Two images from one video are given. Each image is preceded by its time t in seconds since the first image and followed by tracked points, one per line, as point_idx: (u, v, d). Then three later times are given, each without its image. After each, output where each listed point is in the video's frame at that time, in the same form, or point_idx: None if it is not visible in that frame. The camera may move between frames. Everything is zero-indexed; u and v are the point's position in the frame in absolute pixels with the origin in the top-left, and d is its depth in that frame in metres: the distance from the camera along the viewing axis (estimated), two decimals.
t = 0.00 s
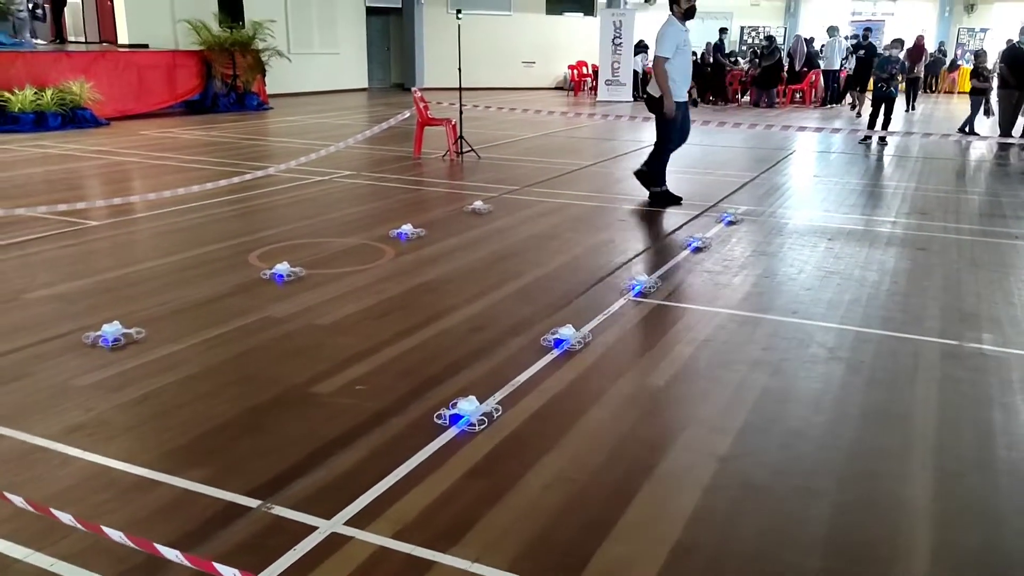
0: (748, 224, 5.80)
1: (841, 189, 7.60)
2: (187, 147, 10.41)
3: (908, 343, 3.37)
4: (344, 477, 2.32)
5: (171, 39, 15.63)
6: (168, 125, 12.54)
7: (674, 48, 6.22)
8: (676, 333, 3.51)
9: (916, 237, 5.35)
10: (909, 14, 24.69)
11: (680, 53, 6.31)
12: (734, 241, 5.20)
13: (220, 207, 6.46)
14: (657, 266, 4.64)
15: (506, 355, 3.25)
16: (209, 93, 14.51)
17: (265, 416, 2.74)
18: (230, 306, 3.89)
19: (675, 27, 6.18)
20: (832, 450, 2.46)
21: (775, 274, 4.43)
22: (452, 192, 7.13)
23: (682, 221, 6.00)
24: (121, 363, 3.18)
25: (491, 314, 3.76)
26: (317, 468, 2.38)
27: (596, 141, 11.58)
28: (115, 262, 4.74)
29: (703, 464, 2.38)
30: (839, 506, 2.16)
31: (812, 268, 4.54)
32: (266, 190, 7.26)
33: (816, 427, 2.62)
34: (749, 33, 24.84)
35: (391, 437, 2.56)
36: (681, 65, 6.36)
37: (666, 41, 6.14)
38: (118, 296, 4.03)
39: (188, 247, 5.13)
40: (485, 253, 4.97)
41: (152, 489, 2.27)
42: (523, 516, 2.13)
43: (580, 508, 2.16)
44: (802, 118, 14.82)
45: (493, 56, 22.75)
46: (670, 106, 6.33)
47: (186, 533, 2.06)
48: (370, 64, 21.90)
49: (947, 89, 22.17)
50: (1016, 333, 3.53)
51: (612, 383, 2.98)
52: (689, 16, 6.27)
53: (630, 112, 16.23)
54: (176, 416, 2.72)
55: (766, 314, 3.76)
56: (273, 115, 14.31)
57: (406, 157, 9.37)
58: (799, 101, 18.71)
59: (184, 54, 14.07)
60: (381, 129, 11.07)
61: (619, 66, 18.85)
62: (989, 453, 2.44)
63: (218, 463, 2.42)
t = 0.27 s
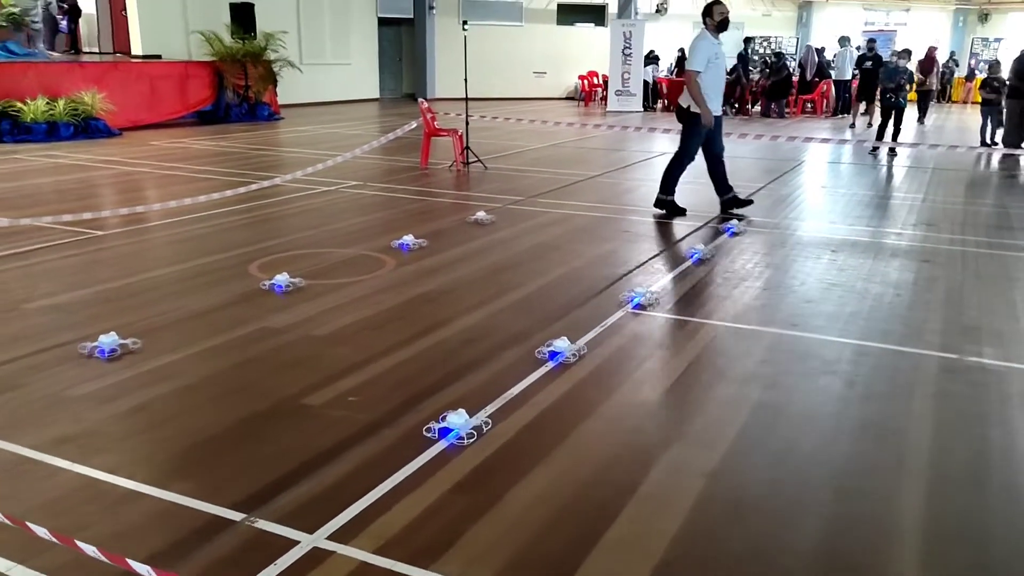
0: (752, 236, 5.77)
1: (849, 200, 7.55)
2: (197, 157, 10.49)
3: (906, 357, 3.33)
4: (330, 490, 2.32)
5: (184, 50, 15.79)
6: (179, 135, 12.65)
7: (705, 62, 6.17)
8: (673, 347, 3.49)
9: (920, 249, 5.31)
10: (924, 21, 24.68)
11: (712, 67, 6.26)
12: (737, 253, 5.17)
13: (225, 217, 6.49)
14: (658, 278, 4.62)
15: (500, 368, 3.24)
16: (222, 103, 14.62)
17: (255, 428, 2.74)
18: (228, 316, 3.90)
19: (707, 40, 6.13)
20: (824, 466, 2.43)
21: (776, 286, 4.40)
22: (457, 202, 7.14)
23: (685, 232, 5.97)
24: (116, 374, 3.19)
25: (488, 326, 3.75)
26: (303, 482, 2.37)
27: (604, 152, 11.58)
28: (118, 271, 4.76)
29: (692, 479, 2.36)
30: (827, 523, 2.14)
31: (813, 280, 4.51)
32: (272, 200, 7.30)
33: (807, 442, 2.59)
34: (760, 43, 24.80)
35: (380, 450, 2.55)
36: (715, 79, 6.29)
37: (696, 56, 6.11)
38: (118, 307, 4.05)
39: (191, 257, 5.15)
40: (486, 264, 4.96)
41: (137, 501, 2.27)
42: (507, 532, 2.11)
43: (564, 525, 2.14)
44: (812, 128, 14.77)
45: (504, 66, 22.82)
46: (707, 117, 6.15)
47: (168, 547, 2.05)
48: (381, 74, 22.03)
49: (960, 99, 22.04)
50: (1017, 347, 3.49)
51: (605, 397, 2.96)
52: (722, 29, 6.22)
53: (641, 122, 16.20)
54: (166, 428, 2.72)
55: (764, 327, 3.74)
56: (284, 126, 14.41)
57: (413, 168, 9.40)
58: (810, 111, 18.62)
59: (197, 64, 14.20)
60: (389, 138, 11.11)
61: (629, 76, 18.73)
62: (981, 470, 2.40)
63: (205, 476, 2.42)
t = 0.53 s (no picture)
0: (753, 246, 5.72)
1: (853, 210, 7.49)
2: (204, 166, 10.56)
3: (902, 370, 3.30)
4: (312, 503, 2.30)
5: (194, 61, 15.92)
6: (187, 144, 12.73)
7: (737, 72, 5.99)
8: (666, 358, 3.46)
9: (922, 260, 5.26)
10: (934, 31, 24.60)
11: (744, 77, 6.06)
12: (736, 264, 5.13)
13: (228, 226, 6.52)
14: (655, 288, 4.58)
15: (491, 379, 3.22)
16: (230, 112, 14.76)
17: (241, 438, 2.73)
18: (222, 326, 3.90)
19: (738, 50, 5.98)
20: (812, 481, 2.40)
21: (774, 298, 4.36)
22: (459, 212, 7.14)
23: (686, 241, 5.93)
24: (107, 383, 3.20)
25: (482, 337, 3.73)
26: (286, 494, 2.36)
27: (609, 161, 11.57)
28: (117, 280, 4.78)
29: (677, 494, 2.34)
30: (812, 540, 2.10)
31: (812, 291, 4.46)
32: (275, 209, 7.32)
33: (796, 456, 2.56)
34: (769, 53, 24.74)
35: (364, 462, 2.54)
36: (749, 90, 6.08)
37: (728, 65, 5.94)
38: (114, 315, 4.06)
39: (191, 266, 5.17)
40: (484, 273, 4.95)
41: (119, 512, 2.27)
42: (487, 546, 2.09)
43: (545, 540, 2.12)
44: (820, 138, 14.71)
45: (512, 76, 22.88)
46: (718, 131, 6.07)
47: (146, 558, 2.04)
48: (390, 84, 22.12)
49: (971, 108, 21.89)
50: (1015, 360, 3.44)
51: (595, 409, 2.93)
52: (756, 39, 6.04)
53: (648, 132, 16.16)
54: (153, 438, 2.72)
55: (759, 339, 3.70)
56: (292, 135, 14.47)
57: (417, 177, 9.41)
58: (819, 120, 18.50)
59: (206, 75, 14.31)
60: (395, 147, 11.13)
61: (636, 86, 18.84)
62: (972, 486, 2.37)
63: (189, 487, 2.41)
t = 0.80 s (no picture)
0: (752, 255, 5.70)
1: (854, 218, 7.47)
2: (208, 176, 10.60)
3: (898, 379, 3.28)
4: (300, 514, 2.30)
5: (200, 70, 16.01)
6: (191, 154, 12.79)
7: (762, 81, 6.09)
8: (660, 367, 3.45)
9: (922, 268, 5.24)
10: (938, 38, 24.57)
11: (771, 86, 6.16)
12: (734, 272, 5.12)
13: (229, 235, 6.54)
14: (653, 297, 4.57)
15: (484, 389, 3.21)
16: (236, 121, 14.85)
17: (232, 449, 2.73)
18: (218, 336, 3.91)
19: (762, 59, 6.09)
20: (803, 493, 2.39)
21: (771, 306, 4.34)
22: (459, 221, 7.15)
23: (686, 250, 5.91)
24: (100, 394, 3.20)
25: (476, 347, 3.72)
26: (274, 506, 2.35)
27: (611, 170, 11.58)
28: (115, 290, 4.80)
29: (667, 504, 2.32)
30: (802, 551, 2.09)
31: (810, 300, 4.45)
32: (278, 218, 7.35)
33: (788, 468, 2.54)
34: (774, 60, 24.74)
35: (354, 474, 2.53)
36: (775, 98, 6.17)
37: (753, 75, 6.07)
38: (111, 326, 4.07)
39: (189, 275, 5.19)
40: (481, 282, 4.95)
41: (106, 525, 2.26)
42: (473, 557, 2.08)
43: (532, 551, 2.10)
44: (823, 146, 14.72)
45: (516, 84, 22.95)
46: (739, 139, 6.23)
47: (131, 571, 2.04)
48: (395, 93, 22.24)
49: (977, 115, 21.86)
50: (1012, 368, 3.42)
51: (588, 419, 2.92)
52: (786, 48, 6.08)
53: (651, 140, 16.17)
54: (144, 449, 2.72)
55: (754, 348, 3.69)
56: (296, 144, 14.53)
57: (419, 186, 9.43)
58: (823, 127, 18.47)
59: (211, 85, 14.39)
60: (397, 156, 11.17)
61: (640, 93, 18.87)
62: (964, 497, 2.35)
63: (177, 498, 2.41)
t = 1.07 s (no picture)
0: (747, 260, 5.71)
1: (850, 223, 7.46)
2: (208, 184, 10.65)
3: (887, 385, 3.28)
4: (286, 521, 2.31)
5: (201, 78, 16.09)
6: (191, 162, 12.84)
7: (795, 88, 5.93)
8: (650, 373, 3.45)
9: (916, 273, 5.25)
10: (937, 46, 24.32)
11: (803, 93, 5.98)
12: (728, 278, 5.12)
13: (227, 243, 6.58)
14: (646, 302, 4.58)
15: (475, 395, 3.22)
16: (236, 129, 14.80)
17: (221, 456, 2.74)
18: (211, 344, 3.93)
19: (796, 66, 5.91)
20: (788, 498, 2.39)
21: (764, 312, 4.35)
22: (456, 227, 7.17)
23: (681, 256, 5.92)
24: (92, 402, 3.22)
25: (468, 353, 3.74)
26: (262, 512, 2.37)
27: (610, 175, 11.61)
28: (111, 298, 4.83)
29: (652, 510, 2.33)
30: (784, 557, 2.10)
31: (803, 306, 4.45)
32: (276, 226, 7.38)
33: (775, 474, 2.55)
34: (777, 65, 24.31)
35: (341, 480, 2.54)
36: (808, 105, 6.00)
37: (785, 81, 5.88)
38: (106, 334, 4.10)
39: (186, 283, 5.22)
40: (476, 288, 4.97)
41: (93, 531, 2.28)
42: (456, 564, 2.09)
43: (516, 557, 2.12)
44: (822, 151, 14.76)
45: (517, 91, 23.02)
46: (776, 148, 6.03)
47: None
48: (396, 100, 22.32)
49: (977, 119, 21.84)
50: (1001, 373, 3.43)
51: (577, 425, 2.93)
52: (817, 54, 5.93)
53: (651, 146, 16.19)
54: (135, 457, 2.74)
55: (746, 354, 3.70)
56: (297, 151, 14.57)
57: (418, 193, 9.47)
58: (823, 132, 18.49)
59: (212, 93, 14.44)
60: (396, 162, 11.21)
61: (640, 100, 18.91)
62: (949, 502, 2.36)
63: (165, 505, 2.42)
